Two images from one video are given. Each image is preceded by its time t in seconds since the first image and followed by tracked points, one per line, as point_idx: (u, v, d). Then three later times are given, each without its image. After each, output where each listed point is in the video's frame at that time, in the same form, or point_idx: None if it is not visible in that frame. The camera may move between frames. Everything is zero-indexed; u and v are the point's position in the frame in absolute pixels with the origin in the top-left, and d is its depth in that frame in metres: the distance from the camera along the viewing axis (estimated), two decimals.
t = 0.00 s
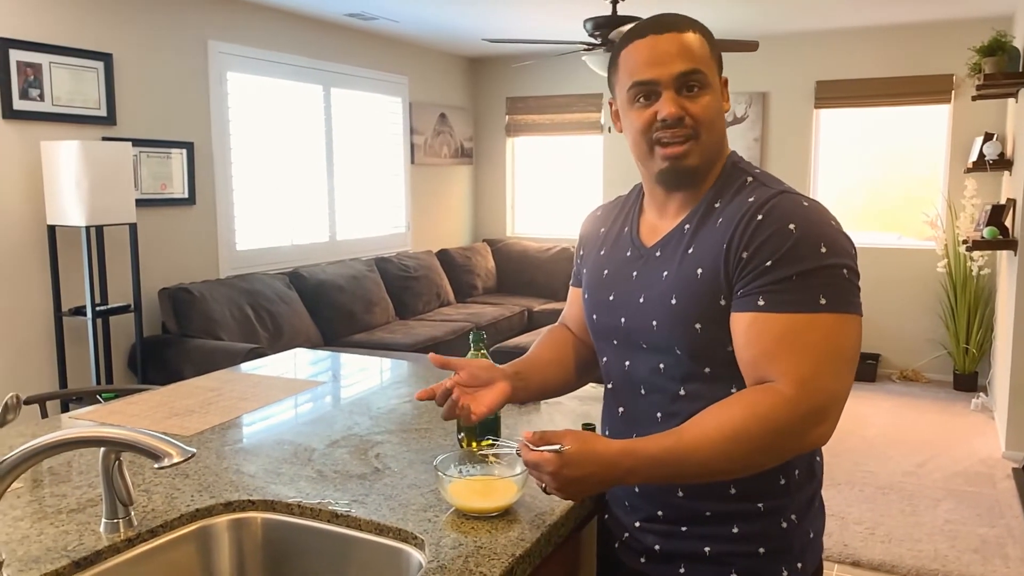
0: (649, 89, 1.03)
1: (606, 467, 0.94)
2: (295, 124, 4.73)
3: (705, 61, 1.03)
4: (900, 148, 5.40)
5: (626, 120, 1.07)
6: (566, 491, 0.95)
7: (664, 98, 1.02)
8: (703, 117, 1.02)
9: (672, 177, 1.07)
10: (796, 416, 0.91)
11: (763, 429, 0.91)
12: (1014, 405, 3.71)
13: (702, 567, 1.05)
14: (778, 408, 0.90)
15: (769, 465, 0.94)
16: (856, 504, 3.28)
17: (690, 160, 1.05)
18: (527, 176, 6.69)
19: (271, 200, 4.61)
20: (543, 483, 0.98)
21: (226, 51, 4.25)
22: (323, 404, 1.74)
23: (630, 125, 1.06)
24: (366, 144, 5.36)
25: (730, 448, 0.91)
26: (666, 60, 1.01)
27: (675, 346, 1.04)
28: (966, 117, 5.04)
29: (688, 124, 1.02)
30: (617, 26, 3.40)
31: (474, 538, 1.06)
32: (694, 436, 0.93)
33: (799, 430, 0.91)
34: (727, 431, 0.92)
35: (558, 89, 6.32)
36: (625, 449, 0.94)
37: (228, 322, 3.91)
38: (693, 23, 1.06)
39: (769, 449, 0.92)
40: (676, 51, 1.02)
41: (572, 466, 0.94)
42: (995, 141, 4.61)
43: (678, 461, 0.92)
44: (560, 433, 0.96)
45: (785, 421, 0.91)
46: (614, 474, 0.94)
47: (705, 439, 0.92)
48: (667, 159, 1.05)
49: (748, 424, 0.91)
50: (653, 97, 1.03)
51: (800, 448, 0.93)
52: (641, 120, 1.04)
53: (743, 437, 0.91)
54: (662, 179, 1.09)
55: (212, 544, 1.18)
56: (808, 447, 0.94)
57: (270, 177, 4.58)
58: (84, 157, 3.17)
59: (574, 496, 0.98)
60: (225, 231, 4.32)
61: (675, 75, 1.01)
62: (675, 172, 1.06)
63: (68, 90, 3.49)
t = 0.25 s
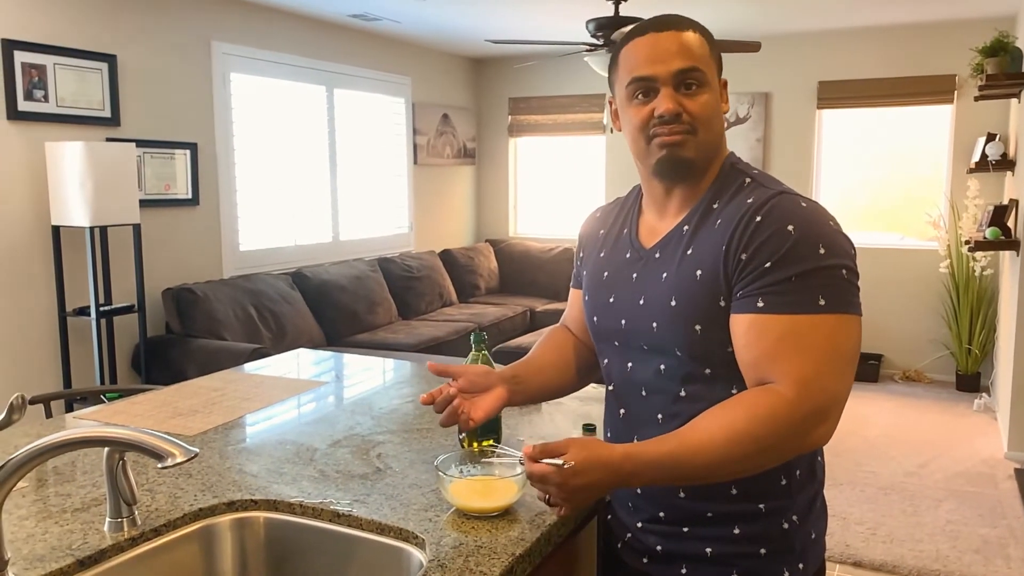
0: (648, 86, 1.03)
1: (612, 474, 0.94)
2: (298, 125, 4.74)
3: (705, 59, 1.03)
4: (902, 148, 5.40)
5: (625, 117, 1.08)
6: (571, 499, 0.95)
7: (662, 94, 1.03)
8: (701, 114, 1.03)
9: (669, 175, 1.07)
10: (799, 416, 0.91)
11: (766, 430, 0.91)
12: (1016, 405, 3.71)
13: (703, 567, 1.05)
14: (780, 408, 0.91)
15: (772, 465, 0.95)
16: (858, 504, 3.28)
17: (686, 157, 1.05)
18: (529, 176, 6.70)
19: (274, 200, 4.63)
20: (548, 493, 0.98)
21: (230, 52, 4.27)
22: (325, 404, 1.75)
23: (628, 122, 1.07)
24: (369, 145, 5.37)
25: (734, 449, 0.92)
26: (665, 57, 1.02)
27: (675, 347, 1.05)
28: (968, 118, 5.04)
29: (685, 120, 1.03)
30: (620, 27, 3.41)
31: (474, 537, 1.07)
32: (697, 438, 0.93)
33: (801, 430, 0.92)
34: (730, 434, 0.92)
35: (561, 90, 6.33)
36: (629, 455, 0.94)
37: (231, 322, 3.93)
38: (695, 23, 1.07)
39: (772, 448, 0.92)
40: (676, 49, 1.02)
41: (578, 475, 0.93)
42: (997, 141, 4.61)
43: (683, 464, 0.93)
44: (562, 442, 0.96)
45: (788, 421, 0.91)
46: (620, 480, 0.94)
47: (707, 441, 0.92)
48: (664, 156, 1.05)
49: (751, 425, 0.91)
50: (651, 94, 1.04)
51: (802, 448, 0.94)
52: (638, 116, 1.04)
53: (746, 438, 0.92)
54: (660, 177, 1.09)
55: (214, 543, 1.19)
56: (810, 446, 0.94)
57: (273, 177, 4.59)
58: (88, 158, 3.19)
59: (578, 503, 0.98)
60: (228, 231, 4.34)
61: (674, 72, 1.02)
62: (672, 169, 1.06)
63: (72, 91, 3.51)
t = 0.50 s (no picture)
0: (646, 95, 1.04)
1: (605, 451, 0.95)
2: (300, 124, 4.75)
3: (703, 64, 1.03)
4: (905, 147, 5.40)
5: (624, 125, 1.08)
6: (563, 472, 0.97)
7: (660, 104, 1.03)
8: (701, 123, 1.03)
9: (670, 182, 1.07)
10: (797, 412, 0.91)
11: (763, 423, 0.91)
12: (1019, 405, 3.70)
13: (704, 566, 1.05)
14: (779, 403, 0.91)
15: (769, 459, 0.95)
16: (860, 503, 3.28)
17: (688, 164, 1.06)
18: (532, 175, 6.70)
19: (277, 199, 4.63)
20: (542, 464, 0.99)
21: (232, 51, 4.27)
22: (327, 403, 1.76)
23: (628, 130, 1.07)
24: (371, 144, 5.37)
25: (729, 440, 0.92)
26: (663, 66, 1.02)
27: (677, 345, 1.05)
28: (971, 117, 5.03)
29: (685, 129, 1.03)
30: (621, 26, 3.41)
31: (474, 534, 1.07)
32: (695, 427, 0.93)
33: (799, 427, 0.92)
34: (726, 424, 0.92)
35: (563, 89, 6.33)
36: (625, 435, 0.95)
37: (233, 321, 3.93)
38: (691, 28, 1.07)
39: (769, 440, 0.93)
40: (672, 57, 1.03)
41: (572, 446, 0.95)
42: (1000, 141, 4.60)
43: (676, 451, 0.93)
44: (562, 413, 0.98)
45: (785, 416, 0.91)
46: (613, 458, 0.95)
47: (703, 429, 0.93)
48: (665, 164, 1.06)
49: (748, 417, 0.92)
50: (649, 104, 1.04)
51: (799, 446, 0.94)
52: (638, 126, 1.05)
53: (742, 430, 0.92)
54: (662, 184, 1.09)
55: (216, 540, 1.19)
56: (808, 444, 0.94)
57: (275, 177, 4.60)
58: (91, 157, 3.19)
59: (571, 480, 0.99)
60: (231, 230, 4.35)
61: (672, 81, 1.02)
62: (673, 176, 1.07)
63: (75, 90, 3.52)
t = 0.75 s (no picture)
0: (648, 85, 1.04)
1: (613, 463, 0.95)
2: (302, 126, 4.76)
3: (706, 59, 1.04)
4: (907, 149, 5.40)
5: (626, 116, 1.09)
6: (574, 489, 0.97)
7: (662, 93, 1.03)
8: (700, 115, 1.03)
9: (669, 175, 1.07)
10: (801, 412, 0.92)
11: (766, 424, 0.92)
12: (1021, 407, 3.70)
13: (701, 570, 1.05)
14: (783, 403, 0.91)
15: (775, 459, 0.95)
16: (861, 505, 3.28)
17: (687, 157, 1.06)
18: (534, 177, 6.71)
19: (279, 200, 4.64)
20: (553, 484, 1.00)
21: (235, 53, 4.28)
22: (329, 404, 1.76)
23: (629, 121, 1.08)
24: (373, 145, 5.38)
25: (735, 443, 0.93)
26: (667, 57, 1.03)
27: (677, 344, 1.05)
28: (973, 119, 5.03)
29: (685, 120, 1.03)
30: (624, 28, 3.41)
31: (476, 537, 1.07)
32: (699, 433, 0.94)
33: (804, 426, 0.92)
34: (730, 427, 0.93)
35: (565, 91, 6.33)
36: (630, 443, 0.95)
37: (236, 322, 3.94)
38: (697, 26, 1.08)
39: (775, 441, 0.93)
40: (676, 49, 1.03)
41: (581, 464, 0.96)
42: (1002, 142, 4.60)
43: (684, 458, 0.94)
44: (568, 433, 0.99)
45: (789, 417, 0.92)
46: (622, 470, 0.95)
47: (709, 434, 0.93)
48: (663, 155, 1.06)
49: (751, 419, 0.92)
50: (651, 94, 1.04)
51: (805, 444, 0.94)
52: (638, 115, 1.05)
53: (747, 432, 0.92)
54: (661, 178, 1.09)
55: (218, 542, 1.20)
56: (813, 443, 0.95)
57: (278, 178, 4.61)
58: (94, 159, 3.20)
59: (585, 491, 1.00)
60: (233, 232, 4.36)
61: (674, 72, 1.03)
62: (671, 168, 1.07)
63: (78, 92, 3.53)
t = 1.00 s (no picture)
0: (643, 97, 1.04)
1: (611, 457, 0.96)
2: (304, 126, 4.76)
3: (699, 66, 1.04)
4: (909, 149, 5.39)
5: (622, 127, 1.09)
6: (573, 481, 0.98)
7: (657, 106, 1.03)
8: (696, 124, 1.04)
9: (668, 183, 1.08)
10: (801, 411, 0.92)
11: (765, 423, 0.92)
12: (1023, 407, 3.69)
13: (701, 570, 1.05)
14: (782, 402, 0.92)
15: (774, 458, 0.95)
16: (863, 505, 3.28)
17: (685, 166, 1.07)
18: (535, 176, 6.71)
19: (281, 200, 4.65)
20: (552, 474, 1.01)
21: (237, 53, 4.29)
22: (330, 404, 1.76)
23: (626, 132, 1.08)
24: (375, 146, 5.38)
25: (734, 441, 0.93)
26: (660, 69, 1.03)
27: (678, 345, 1.05)
28: (975, 119, 5.03)
29: (682, 130, 1.04)
30: (625, 29, 3.41)
31: (476, 536, 1.08)
32: (699, 430, 0.94)
33: (803, 425, 0.93)
34: (730, 425, 0.93)
35: (567, 91, 6.34)
36: (630, 439, 0.96)
37: (237, 322, 3.95)
38: (688, 31, 1.08)
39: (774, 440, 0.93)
40: (669, 60, 1.03)
41: (579, 454, 0.96)
42: (1004, 142, 4.59)
43: (683, 455, 0.94)
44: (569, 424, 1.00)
45: (789, 416, 0.92)
46: (621, 465, 0.96)
47: (709, 431, 0.93)
48: (662, 166, 1.07)
49: (751, 417, 0.92)
50: (646, 106, 1.04)
51: (804, 444, 0.94)
52: (635, 127, 1.05)
53: (747, 430, 0.92)
54: (660, 186, 1.10)
55: (219, 542, 1.20)
56: (812, 443, 0.95)
57: (280, 178, 4.62)
58: (96, 159, 3.21)
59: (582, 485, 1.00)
60: (235, 232, 4.36)
61: (669, 83, 1.03)
62: (670, 177, 1.08)
63: (80, 92, 3.53)
